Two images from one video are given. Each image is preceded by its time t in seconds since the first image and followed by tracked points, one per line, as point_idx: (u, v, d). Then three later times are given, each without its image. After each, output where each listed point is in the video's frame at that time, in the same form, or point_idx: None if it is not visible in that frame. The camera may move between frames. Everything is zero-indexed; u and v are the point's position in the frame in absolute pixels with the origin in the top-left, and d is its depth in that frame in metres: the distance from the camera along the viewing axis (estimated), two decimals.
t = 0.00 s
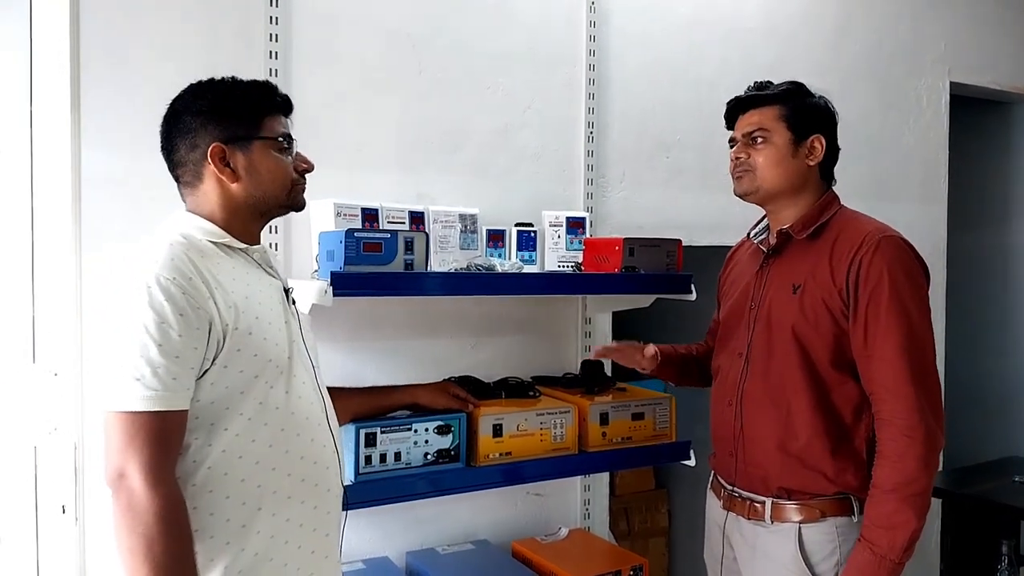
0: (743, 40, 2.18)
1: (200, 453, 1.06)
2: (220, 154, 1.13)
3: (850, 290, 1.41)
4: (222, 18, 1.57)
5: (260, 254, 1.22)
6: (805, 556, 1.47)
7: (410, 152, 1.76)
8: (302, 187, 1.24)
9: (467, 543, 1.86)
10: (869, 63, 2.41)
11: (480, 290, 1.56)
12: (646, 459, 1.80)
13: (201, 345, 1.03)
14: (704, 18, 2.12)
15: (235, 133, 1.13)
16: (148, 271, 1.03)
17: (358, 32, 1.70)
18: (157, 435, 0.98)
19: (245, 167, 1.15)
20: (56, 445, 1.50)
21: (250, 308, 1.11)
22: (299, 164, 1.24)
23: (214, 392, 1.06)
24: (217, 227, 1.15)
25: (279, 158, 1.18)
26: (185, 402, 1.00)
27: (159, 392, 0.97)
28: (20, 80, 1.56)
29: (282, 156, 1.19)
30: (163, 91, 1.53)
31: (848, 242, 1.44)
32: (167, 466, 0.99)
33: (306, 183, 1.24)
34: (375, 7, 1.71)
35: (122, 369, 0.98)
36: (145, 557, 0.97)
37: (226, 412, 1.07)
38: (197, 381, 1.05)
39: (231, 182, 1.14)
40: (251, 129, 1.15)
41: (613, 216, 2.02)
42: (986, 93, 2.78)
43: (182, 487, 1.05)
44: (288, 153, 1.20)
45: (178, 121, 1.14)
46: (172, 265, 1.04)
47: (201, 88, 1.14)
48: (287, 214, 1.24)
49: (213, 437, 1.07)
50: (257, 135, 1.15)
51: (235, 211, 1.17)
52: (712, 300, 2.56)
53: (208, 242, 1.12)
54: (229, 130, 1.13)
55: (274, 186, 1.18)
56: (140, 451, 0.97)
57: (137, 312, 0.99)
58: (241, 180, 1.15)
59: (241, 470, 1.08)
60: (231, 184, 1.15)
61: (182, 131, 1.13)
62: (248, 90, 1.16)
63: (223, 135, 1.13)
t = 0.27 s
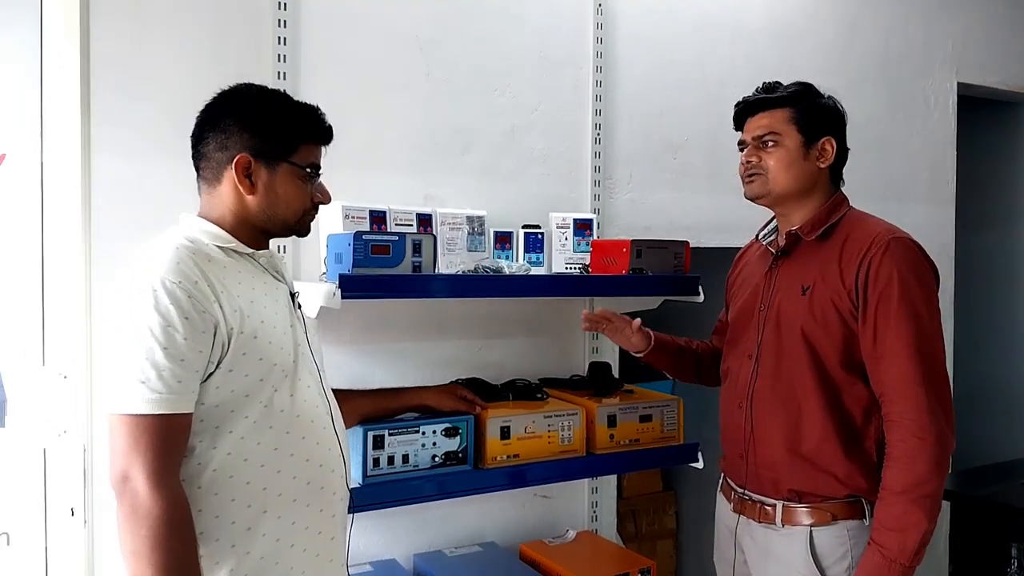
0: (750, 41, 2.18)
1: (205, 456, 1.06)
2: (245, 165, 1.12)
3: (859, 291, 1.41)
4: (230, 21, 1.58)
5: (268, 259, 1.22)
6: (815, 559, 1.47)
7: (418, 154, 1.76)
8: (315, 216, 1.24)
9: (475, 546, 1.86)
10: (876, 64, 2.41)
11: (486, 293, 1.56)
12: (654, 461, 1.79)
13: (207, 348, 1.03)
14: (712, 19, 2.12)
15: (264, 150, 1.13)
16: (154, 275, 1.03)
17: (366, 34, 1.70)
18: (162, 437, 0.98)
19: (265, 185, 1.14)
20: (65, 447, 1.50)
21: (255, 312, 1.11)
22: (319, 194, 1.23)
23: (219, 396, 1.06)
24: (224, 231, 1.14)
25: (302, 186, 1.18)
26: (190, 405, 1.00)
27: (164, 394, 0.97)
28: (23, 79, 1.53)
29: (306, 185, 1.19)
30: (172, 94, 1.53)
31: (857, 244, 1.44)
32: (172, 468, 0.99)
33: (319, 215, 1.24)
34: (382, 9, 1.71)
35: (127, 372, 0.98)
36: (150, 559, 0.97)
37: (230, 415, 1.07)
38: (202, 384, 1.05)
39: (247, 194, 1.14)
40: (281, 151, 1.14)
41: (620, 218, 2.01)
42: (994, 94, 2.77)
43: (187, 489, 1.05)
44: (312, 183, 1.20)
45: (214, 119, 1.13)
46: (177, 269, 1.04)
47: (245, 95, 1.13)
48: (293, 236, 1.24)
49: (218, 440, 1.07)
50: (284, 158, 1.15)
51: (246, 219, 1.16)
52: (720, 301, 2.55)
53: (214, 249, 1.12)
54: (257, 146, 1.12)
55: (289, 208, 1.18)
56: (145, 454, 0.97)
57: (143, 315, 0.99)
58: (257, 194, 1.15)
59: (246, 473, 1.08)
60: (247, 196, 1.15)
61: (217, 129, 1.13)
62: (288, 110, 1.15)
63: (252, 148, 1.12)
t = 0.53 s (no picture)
0: (753, 40, 2.18)
1: (207, 452, 1.06)
2: (243, 160, 1.12)
3: (863, 292, 1.41)
4: (232, 19, 1.57)
5: (273, 257, 1.22)
6: (818, 558, 1.47)
7: (420, 153, 1.76)
8: (320, 200, 1.24)
9: (476, 544, 1.86)
10: (879, 63, 2.41)
11: (488, 292, 1.56)
12: (655, 461, 1.79)
13: (211, 345, 1.03)
14: (714, 18, 2.11)
15: (260, 141, 1.13)
16: (159, 271, 1.03)
17: (368, 33, 1.70)
18: (165, 433, 0.98)
19: (266, 176, 1.14)
20: (66, 444, 1.50)
21: (260, 310, 1.11)
22: (320, 176, 1.23)
23: (222, 392, 1.06)
24: (230, 229, 1.15)
25: (301, 171, 1.18)
26: (193, 401, 1.00)
27: (168, 390, 0.97)
28: (22, 73, 1.53)
29: (305, 169, 1.19)
30: (174, 91, 1.53)
31: (861, 243, 1.44)
32: (173, 464, 0.99)
33: (322, 200, 1.24)
34: (385, 8, 1.71)
35: (130, 367, 0.98)
36: (149, 555, 0.97)
37: (232, 411, 1.07)
38: (205, 380, 1.05)
39: (250, 189, 1.14)
40: (276, 140, 1.14)
41: (622, 217, 2.01)
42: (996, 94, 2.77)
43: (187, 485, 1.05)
44: (310, 167, 1.20)
45: (207, 120, 1.13)
46: (182, 265, 1.04)
47: (234, 91, 1.13)
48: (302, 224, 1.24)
49: (220, 436, 1.07)
50: (281, 147, 1.15)
51: (251, 215, 1.17)
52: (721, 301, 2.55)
53: (220, 244, 1.12)
54: (253, 139, 1.12)
55: (293, 196, 1.18)
56: (147, 449, 0.97)
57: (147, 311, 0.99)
58: (260, 187, 1.15)
59: (248, 470, 1.08)
60: (249, 191, 1.14)
61: (210, 130, 1.13)
62: (279, 100, 1.15)
63: (248, 142, 1.12)
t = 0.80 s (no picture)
0: (752, 40, 2.18)
1: (212, 454, 1.06)
2: (232, 159, 1.13)
3: (865, 291, 1.41)
4: (231, 21, 1.58)
5: (273, 257, 1.22)
6: (819, 557, 1.47)
7: (419, 154, 1.76)
8: (316, 182, 1.24)
9: (477, 545, 1.86)
10: (878, 62, 2.41)
11: (489, 293, 1.56)
12: (657, 460, 1.80)
13: (214, 345, 1.03)
14: (713, 18, 2.11)
15: (245, 137, 1.13)
16: (162, 272, 1.03)
17: (368, 33, 1.70)
18: (170, 433, 0.98)
19: (258, 170, 1.15)
20: (67, 448, 1.50)
21: (263, 310, 1.12)
22: (311, 159, 1.23)
23: (226, 392, 1.06)
24: (231, 229, 1.15)
25: (289, 156, 1.18)
26: (198, 401, 1.00)
27: (172, 391, 0.98)
28: (23, 75, 1.54)
29: (293, 154, 1.19)
30: (173, 94, 1.53)
31: (862, 242, 1.44)
32: (180, 465, 0.99)
33: (319, 180, 1.24)
34: (384, 9, 1.71)
35: (135, 368, 0.99)
36: (158, 556, 0.98)
37: (236, 412, 1.07)
38: (209, 381, 1.05)
39: (245, 185, 1.15)
40: (260, 131, 1.15)
41: (622, 217, 2.01)
42: (995, 92, 2.77)
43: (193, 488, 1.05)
44: (298, 151, 1.20)
45: (190, 131, 1.13)
46: (186, 265, 1.04)
47: (209, 95, 1.14)
48: (302, 212, 1.25)
49: (225, 437, 1.07)
50: (266, 136, 1.15)
51: (251, 213, 1.17)
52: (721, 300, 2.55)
53: (221, 244, 1.12)
54: (238, 135, 1.13)
55: (288, 184, 1.18)
56: (153, 451, 0.97)
57: (151, 312, 1.00)
58: (255, 183, 1.16)
59: (252, 471, 1.08)
60: (245, 188, 1.15)
61: (192, 141, 1.13)
62: (254, 93, 1.16)
63: (233, 140, 1.13)
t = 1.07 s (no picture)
0: (744, 35, 2.18)
1: (214, 468, 1.07)
2: (226, 173, 1.13)
3: (860, 283, 1.41)
4: (221, 32, 1.58)
5: (265, 268, 1.23)
6: (822, 551, 1.48)
7: (414, 160, 1.76)
8: (309, 200, 1.25)
9: (482, 546, 1.87)
10: (871, 52, 2.40)
11: (486, 297, 1.57)
12: (658, 458, 1.81)
13: (211, 358, 1.03)
14: (705, 14, 2.11)
15: (241, 151, 1.13)
16: (156, 288, 1.03)
17: (359, 41, 1.70)
18: (172, 449, 0.99)
19: (251, 186, 1.15)
20: (68, 464, 1.51)
21: (258, 321, 1.12)
22: (305, 177, 1.24)
23: (225, 405, 1.07)
24: (222, 243, 1.15)
25: (284, 174, 1.18)
26: (197, 415, 1.01)
27: (172, 406, 0.98)
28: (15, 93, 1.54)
29: (288, 172, 1.20)
30: (164, 107, 1.53)
31: (857, 235, 1.45)
32: (182, 480, 0.99)
33: (312, 199, 1.25)
34: (375, 16, 1.71)
35: (134, 386, 0.99)
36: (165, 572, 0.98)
37: (236, 424, 1.08)
38: (208, 395, 1.05)
39: (237, 200, 1.15)
40: (255, 148, 1.15)
41: (618, 216, 2.01)
42: (990, 79, 2.76)
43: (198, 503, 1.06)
44: (293, 168, 1.21)
45: (184, 142, 1.13)
46: (180, 280, 1.04)
47: (208, 107, 1.14)
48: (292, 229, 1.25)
49: (227, 451, 1.07)
50: (261, 153, 1.16)
51: (242, 227, 1.17)
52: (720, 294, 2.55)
53: (214, 258, 1.13)
54: (234, 150, 1.13)
55: (281, 201, 1.18)
56: (155, 467, 0.98)
57: (148, 330, 1.00)
58: (248, 198, 1.16)
59: (255, 483, 1.09)
60: (237, 203, 1.15)
61: (187, 151, 1.13)
62: (253, 108, 1.16)
63: (228, 155, 1.13)
